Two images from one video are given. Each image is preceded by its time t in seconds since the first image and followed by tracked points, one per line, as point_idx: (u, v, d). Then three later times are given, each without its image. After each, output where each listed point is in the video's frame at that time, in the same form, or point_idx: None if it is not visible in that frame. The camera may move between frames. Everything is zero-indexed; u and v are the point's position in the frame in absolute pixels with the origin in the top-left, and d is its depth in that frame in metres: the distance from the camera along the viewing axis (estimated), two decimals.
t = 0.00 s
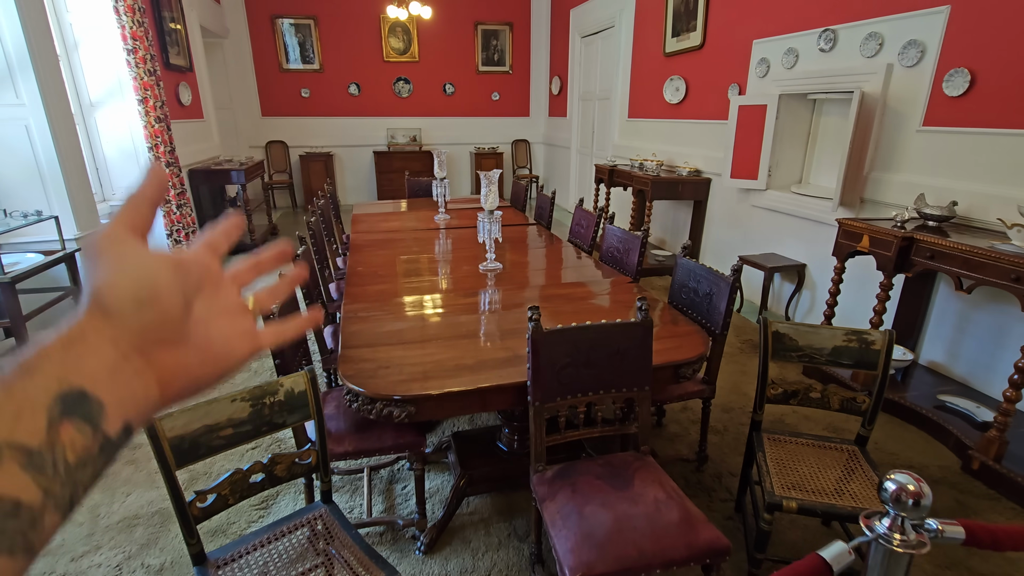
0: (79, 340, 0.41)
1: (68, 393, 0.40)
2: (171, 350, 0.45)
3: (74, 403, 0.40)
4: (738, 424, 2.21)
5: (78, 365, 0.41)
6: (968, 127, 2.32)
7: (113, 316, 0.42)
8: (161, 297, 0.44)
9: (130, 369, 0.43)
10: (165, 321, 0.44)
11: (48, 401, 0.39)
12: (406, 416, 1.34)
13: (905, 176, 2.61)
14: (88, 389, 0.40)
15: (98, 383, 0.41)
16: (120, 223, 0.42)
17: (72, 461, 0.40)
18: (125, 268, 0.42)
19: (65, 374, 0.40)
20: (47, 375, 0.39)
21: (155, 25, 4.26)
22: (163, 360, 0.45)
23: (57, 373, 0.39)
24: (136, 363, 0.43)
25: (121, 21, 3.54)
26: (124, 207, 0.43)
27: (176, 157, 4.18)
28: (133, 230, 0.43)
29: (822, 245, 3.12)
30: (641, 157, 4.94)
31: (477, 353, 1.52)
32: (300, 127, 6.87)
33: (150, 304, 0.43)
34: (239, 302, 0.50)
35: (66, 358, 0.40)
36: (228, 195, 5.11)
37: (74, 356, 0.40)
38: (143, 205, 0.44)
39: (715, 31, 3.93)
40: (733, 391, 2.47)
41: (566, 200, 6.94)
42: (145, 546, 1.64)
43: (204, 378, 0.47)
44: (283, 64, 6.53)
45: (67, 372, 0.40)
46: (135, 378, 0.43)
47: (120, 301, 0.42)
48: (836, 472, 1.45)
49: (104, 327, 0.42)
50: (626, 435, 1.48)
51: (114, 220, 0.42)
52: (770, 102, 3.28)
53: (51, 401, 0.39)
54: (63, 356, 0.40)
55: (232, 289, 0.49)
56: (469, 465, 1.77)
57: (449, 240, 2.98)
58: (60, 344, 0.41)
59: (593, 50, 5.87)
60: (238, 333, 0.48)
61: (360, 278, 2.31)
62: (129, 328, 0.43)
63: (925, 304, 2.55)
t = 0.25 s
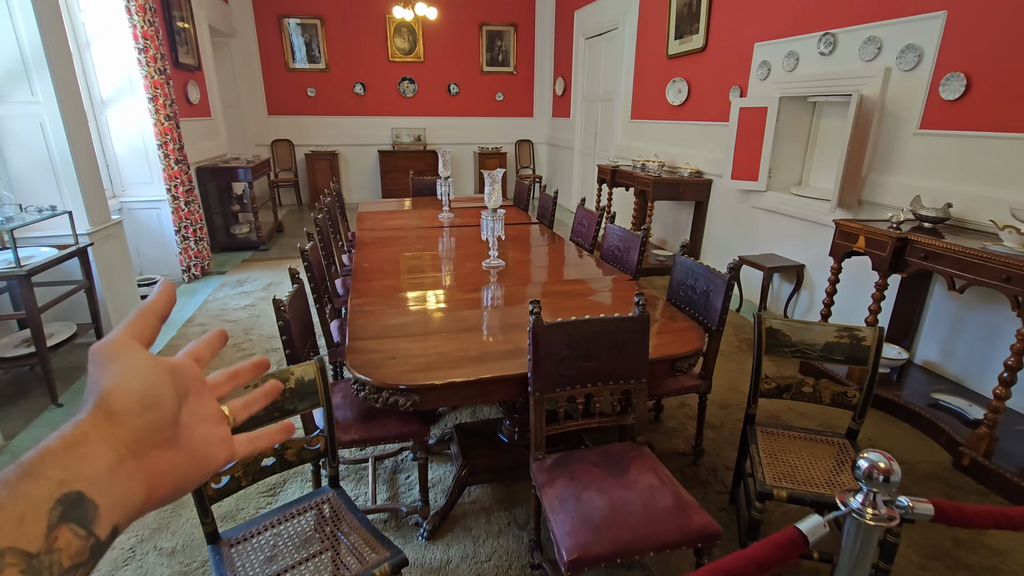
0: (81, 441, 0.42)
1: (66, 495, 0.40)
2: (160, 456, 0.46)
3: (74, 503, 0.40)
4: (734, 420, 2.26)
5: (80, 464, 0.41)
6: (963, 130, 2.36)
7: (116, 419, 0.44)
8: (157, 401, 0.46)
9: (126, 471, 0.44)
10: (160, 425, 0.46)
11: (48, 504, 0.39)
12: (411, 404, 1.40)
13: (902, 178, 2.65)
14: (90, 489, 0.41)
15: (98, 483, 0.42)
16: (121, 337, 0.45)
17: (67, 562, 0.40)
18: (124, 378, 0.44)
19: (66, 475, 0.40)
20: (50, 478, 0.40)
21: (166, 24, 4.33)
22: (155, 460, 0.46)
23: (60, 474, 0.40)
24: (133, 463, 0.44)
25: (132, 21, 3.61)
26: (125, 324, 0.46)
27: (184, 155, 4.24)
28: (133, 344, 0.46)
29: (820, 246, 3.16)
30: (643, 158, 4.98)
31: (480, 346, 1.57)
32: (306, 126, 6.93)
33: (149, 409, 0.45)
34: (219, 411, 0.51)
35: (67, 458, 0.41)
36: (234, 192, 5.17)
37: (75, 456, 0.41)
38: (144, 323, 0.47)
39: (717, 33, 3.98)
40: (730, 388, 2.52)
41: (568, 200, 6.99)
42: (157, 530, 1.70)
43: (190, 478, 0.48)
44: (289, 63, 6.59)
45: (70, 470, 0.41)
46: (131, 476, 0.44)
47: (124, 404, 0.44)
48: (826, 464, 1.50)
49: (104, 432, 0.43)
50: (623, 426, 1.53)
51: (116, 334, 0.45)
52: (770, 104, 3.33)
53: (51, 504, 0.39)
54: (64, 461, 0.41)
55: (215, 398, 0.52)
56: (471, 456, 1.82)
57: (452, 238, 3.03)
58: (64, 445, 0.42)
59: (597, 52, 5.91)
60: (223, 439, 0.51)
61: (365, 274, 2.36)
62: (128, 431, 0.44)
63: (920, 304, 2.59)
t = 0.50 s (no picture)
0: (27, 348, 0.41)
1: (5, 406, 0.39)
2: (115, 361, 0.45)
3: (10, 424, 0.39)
4: (727, 416, 2.31)
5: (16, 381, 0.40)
6: (954, 134, 2.41)
7: (61, 325, 0.42)
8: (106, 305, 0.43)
9: (78, 381, 0.44)
10: (117, 332, 0.44)
11: None
12: (411, 396, 1.45)
13: (894, 180, 2.70)
14: (26, 409, 0.40)
15: (38, 400, 0.42)
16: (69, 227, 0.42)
17: (3, 489, 0.40)
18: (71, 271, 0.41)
19: None
20: None
21: (172, 25, 4.39)
22: (115, 370, 0.45)
23: None
24: (81, 376, 0.44)
25: (139, 21, 3.67)
26: (83, 204, 0.43)
27: (189, 154, 4.30)
28: (88, 228, 0.43)
29: (815, 246, 3.21)
30: (642, 158, 5.03)
31: (478, 341, 1.63)
32: (309, 126, 6.99)
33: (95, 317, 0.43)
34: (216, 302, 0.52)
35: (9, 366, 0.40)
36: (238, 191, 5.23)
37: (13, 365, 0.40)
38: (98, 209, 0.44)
39: (716, 36, 4.03)
40: (724, 385, 2.57)
41: (569, 201, 7.03)
42: (164, 518, 1.75)
43: (154, 385, 0.47)
44: (293, 63, 6.65)
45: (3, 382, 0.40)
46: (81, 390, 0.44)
47: (68, 310, 0.42)
48: (812, 456, 1.55)
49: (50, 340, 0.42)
50: (616, 419, 1.58)
51: (67, 216, 0.42)
52: (767, 107, 3.37)
53: None
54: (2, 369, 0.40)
55: (207, 290, 0.51)
56: (468, 448, 1.87)
57: (452, 236, 3.08)
58: None
59: (598, 53, 5.96)
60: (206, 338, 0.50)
61: (367, 271, 2.41)
62: (76, 342, 0.43)
63: (912, 304, 2.64)
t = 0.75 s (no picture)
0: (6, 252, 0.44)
1: None
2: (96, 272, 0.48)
3: None
4: (720, 409, 2.35)
5: None
6: (944, 133, 2.46)
7: (35, 231, 0.45)
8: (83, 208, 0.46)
9: (56, 296, 0.46)
10: (98, 240, 0.47)
11: None
12: (410, 382, 1.50)
13: (886, 179, 2.75)
14: None
15: (15, 314, 0.44)
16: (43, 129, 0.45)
17: None
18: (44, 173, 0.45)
19: None
20: None
21: (177, 24, 4.45)
22: (97, 285, 0.48)
23: None
24: (57, 289, 0.46)
25: (146, 20, 3.73)
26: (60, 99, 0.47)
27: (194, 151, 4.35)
28: (65, 124, 0.47)
29: (809, 244, 3.26)
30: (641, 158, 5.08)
31: (474, 331, 1.68)
32: (311, 125, 7.05)
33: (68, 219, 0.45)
34: (204, 215, 0.59)
35: None
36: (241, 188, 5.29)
37: None
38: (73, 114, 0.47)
39: (714, 37, 4.07)
40: (717, 379, 2.62)
41: (569, 199, 7.08)
42: (170, 502, 1.81)
43: (137, 299, 0.51)
44: (296, 62, 6.71)
45: None
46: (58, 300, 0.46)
47: (43, 212, 0.45)
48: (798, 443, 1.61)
49: (24, 245, 0.45)
50: (608, 407, 1.63)
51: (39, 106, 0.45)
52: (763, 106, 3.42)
53: None
54: None
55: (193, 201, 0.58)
56: (466, 436, 1.93)
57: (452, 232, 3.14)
58: None
59: (598, 53, 6.01)
60: (189, 254, 0.55)
61: (367, 265, 2.47)
62: (55, 247, 0.46)
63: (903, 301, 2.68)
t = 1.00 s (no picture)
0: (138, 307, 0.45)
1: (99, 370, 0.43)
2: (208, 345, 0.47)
3: (102, 397, 0.43)
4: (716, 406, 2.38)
5: (114, 350, 0.44)
6: (938, 134, 2.48)
7: (171, 300, 0.46)
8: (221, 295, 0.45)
9: (167, 360, 0.46)
10: (219, 317, 0.46)
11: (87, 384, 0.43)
12: (411, 376, 1.53)
13: (882, 179, 2.78)
14: (119, 381, 0.44)
15: (130, 374, 0.45)
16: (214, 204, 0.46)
17: (90, 458, 0.44)
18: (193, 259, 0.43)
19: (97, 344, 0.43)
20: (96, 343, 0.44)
21: (179, 23, 4.49)
22: (199, 357, 0.48)
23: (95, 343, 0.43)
24: (172, 356, 0.47)
25: (148, 20, 3.76)
26: (231, 193, 0.47)
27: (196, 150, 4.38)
28: (232, 216, 0.47)
29: (806, 244, 3.29)
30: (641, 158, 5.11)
31: (474, 328, 1.71)
32: (312, 124, 7.08)
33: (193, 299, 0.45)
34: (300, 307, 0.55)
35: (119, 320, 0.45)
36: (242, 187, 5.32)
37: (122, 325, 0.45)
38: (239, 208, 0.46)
39: (712, 38, 4.11)
40: (714, 377, 2.65)
41: (569, 199, 7.11)
42: (174, 495, 1.84)
43: (227, 372, 0.49)
44: (297, 62, 6.74)
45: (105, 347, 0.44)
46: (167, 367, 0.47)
47: (185, 286, 0.45)
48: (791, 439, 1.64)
49: (154, 308, 0.46)
50: (605, 402, 1.67)
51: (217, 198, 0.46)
52: (761, 107, 3.45)
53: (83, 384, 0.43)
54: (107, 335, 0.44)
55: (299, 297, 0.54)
56: (466, 432, 1.96)
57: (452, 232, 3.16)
58: (108, 319, 0.44)
59: (598, 53, 6.04)
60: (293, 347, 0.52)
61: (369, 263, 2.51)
62: (181, 318, 0.46)
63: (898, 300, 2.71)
